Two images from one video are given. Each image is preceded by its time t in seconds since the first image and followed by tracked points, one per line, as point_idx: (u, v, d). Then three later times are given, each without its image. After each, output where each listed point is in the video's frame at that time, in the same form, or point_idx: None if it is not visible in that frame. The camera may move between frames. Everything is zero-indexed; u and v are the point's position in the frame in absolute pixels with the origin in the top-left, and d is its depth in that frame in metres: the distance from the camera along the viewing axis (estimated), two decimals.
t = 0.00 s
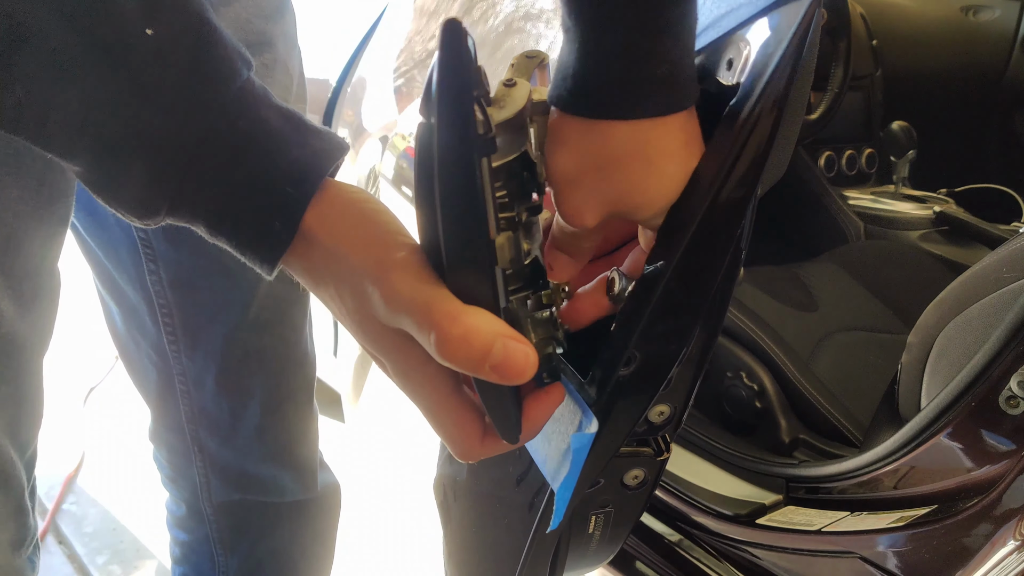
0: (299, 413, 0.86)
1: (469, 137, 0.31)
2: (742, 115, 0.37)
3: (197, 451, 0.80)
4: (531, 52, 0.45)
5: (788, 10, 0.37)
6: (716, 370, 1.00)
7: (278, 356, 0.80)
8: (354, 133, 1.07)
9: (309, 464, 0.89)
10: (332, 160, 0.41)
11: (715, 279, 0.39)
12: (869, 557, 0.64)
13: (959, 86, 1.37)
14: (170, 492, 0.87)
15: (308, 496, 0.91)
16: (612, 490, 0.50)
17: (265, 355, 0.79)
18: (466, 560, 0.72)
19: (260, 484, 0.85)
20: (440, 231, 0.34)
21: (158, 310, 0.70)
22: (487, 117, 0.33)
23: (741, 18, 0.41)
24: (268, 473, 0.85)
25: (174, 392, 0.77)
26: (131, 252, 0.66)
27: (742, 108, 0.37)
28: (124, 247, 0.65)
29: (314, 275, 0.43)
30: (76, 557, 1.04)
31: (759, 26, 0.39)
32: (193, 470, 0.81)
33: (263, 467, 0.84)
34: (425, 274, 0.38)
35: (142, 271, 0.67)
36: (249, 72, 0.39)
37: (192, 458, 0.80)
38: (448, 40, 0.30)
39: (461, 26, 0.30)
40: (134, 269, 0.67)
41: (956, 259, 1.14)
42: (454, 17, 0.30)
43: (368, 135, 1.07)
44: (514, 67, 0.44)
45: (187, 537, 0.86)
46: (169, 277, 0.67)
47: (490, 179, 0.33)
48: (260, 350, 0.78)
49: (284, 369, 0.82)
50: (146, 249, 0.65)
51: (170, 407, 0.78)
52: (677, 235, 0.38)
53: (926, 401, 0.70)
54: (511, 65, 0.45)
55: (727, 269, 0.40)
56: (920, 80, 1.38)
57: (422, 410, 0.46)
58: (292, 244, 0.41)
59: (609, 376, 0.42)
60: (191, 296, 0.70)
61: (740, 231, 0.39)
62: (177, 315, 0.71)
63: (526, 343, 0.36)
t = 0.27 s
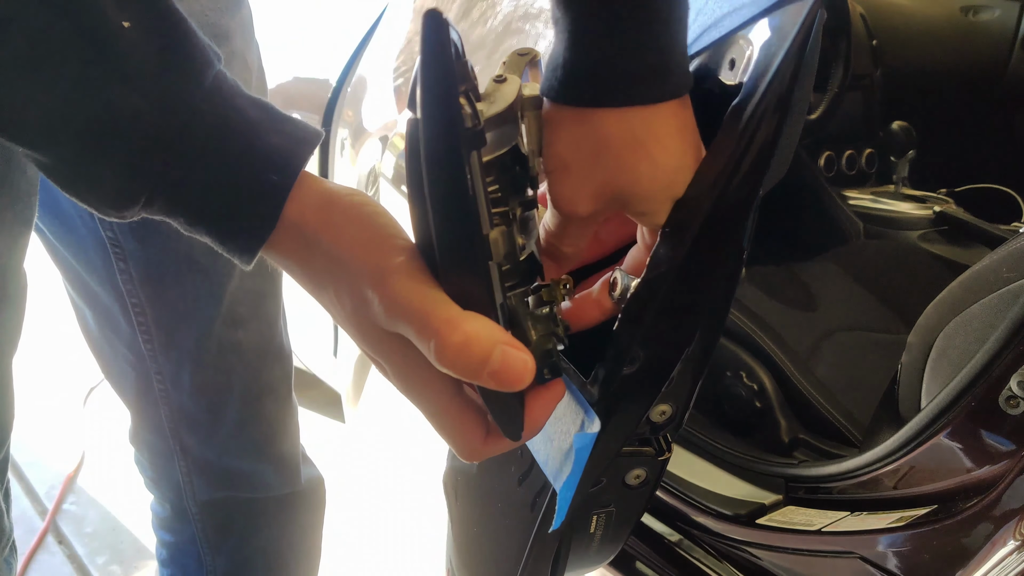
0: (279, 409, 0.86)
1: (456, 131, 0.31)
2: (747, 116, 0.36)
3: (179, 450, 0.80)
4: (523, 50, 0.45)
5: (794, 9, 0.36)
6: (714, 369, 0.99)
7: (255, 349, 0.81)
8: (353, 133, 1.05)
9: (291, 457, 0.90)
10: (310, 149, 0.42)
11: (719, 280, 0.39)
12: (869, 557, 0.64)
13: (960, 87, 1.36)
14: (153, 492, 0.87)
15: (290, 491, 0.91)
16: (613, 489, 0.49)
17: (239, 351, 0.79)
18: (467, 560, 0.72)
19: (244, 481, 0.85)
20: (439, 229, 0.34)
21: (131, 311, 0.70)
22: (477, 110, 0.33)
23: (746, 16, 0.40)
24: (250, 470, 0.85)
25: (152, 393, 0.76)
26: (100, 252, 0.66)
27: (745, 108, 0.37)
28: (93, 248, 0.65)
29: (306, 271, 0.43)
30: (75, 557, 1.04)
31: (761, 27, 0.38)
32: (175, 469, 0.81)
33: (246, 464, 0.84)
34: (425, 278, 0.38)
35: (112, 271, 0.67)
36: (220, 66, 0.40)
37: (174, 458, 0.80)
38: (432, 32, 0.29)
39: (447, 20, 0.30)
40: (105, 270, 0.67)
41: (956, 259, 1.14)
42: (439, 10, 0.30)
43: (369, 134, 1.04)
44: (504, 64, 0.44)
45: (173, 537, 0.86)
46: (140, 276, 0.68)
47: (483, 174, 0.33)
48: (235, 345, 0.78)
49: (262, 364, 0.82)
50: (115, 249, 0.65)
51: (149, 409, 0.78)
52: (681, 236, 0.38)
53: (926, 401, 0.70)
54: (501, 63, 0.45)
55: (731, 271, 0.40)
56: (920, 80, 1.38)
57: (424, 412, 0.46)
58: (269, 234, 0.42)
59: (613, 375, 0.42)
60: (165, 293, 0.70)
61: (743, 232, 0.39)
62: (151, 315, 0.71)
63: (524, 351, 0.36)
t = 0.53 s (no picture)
0: (287, 408, 0.86)
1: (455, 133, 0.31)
2: (751, 119, 0.36)
3: (188, 450, 0.80)
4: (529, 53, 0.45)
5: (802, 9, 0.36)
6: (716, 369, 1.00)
7: (264, 349, 0.81)
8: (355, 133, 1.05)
9: (298, 456, 0.90)
10: (314, 152, 0.41)
11: (723, 282, 0.39)
12: (869, 558, 0.64)
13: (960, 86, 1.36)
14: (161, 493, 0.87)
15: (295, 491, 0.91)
16: (619, 490, 0.49)
17: (250, 350, 0.78)
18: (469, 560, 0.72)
19: (252, 481, 0.85)
20: (444, 232, 0.34)
21: (144, 308, 0.70)
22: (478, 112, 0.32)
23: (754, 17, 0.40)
24: (258, 470, 0.85)
25: (162, 390, 0.77)
26: (113, 249, 0.66)
27: (750, 110, 0.37)
28: (106, 244, 0.65)
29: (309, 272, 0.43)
30: (76, 557, 1.04)
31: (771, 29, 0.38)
32: (183, 469, 0.81)
33: (254, 464, 0.84)
34: (425, 283, 0.38)
35: (125, 267, 0.67)
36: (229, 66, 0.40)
37: (182, 457, 0.80)
38: (429, 31, 0.30)
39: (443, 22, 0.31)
40: (117, 266, 0.67)
41: (956, 259, 1.14)
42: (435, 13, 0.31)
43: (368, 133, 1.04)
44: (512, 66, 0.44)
45: (180, 537, 0.86)
46: (152, 272, 0.68)
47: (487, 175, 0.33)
48: (246, 344, 0.78)
49: (270, 363, 0.82)
50: (128, 245, 0.65)
51: (159, 408, 0.78)
52: (685, 238, 0.38)
53: (927, 401, 0.70)
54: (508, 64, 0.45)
55: (735, 273, 0.40)
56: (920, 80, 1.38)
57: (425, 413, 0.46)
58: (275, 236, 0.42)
59: (618, 376, 0.42)
60: (177, 291, 0.70)
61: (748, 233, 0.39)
62: (163, 312, 0.71)
63: (523, 359, 0.36)
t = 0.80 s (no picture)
0: (295, 409, 0.86)
1: (434, 151, 0.31)
2: (751, 121, 0.36)
3: (195, 453, 0.80)
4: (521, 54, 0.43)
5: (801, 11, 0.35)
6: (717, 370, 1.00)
7: (271, 352, 0.80)
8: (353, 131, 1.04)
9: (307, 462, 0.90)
10: (320, 155, 0.41)
11: (723, 282, 0.39)
12: (870, 558, 0.64)
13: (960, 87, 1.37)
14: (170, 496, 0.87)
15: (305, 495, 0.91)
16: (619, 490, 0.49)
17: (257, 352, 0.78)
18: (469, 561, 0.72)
19: (262, 485, 0.85)
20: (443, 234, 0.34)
21: (150, 312, 0.70)
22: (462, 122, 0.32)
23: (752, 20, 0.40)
24: (269, 474, 0.85)
25: (169, 393, 0.77)
26: (118, 253, 0.66)
27: (751, 111, 0.37)
28: (112, 248, 0.65)
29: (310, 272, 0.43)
30: (76, 557, 1.05)
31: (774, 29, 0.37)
32: (191, 471, 0.81)
33: (265, 467, 0.84)
34: (423, 298, 0.38)
35: (131, 272, 0.67)
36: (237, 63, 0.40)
37: (190, 459, 0.80)
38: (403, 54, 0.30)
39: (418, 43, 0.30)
40: (124, 271, 0.67)
41: (956, 259, 1.14)
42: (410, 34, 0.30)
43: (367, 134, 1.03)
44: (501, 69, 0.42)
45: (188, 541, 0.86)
46: (158, 276, 0.67)
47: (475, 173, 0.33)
48: (253, 347, 0.78)
49: (279, 367, 0.82)
50: (134, 248, 0.65)
51: (167, 411, 0.78)
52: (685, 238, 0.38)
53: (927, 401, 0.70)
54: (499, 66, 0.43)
55: (736, 273, 0.40)
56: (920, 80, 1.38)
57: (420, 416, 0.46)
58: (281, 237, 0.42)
59: (620, 376, 0.42)
60: (183, 294, 0.70)
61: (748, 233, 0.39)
62: (169, 316, 0.71)
63: (510, 382, 0.37)
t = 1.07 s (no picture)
0: (317, 412, 0.86)
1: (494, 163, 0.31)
2: (749, 119, 0.36)
3: (218, 457, 0.80)
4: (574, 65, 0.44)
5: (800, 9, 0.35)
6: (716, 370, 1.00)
7: (292, 355, 0.79)
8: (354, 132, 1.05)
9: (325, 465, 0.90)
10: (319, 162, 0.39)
11: (722, 281, 0.39)
12: (870, 558, 0.64)
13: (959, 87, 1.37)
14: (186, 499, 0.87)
15: (322, 500, 0.91)
16: (616, 489, 0.49)
17: (278, 354, 0.77)
18: (467, 560, 0.72)
19: (282, 489, 0.85)
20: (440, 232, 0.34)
21: (168, 313, 0.69)
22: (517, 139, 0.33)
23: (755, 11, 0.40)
24: (286, 478, 0.85)
25: (193, 397, 0.76)
26: (135, 255, 0.65)
27: (748, 110, 0.37)
28: (126, 249, 0.64)
29: (303, 281, 0.41)
30: (75, 557, 1.05)
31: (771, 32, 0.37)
32: (213, 476, 0.81)
33: (283, 470, 0.84)
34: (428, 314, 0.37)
35: (147, 274, 0.66)
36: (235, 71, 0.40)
37: (211, 463, 0.80)
38: (485, 76, 0.30)
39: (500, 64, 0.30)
40: (139, 272, 0.66)
41: (956, 259, 1.14)
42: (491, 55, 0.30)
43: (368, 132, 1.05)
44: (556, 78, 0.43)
45: (206, 546, 0.86)
46: (174, 277, 0.66)
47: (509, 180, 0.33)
48: (276, 349, 0.77)
49: (302, 368, 0.81)
50: (150, 249, 0.63)
51: (187, 414, 0.78)
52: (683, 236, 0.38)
53: (927, 401, 0.70)
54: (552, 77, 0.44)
55: (733, 272, 0.40)
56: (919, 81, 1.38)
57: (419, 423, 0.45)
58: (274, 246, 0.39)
59: (616, 375, 0.42)
60: (202, 296, 0.69)
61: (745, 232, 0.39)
62: (188, 318, 0.70)
63: (516, 379, 0.37)
